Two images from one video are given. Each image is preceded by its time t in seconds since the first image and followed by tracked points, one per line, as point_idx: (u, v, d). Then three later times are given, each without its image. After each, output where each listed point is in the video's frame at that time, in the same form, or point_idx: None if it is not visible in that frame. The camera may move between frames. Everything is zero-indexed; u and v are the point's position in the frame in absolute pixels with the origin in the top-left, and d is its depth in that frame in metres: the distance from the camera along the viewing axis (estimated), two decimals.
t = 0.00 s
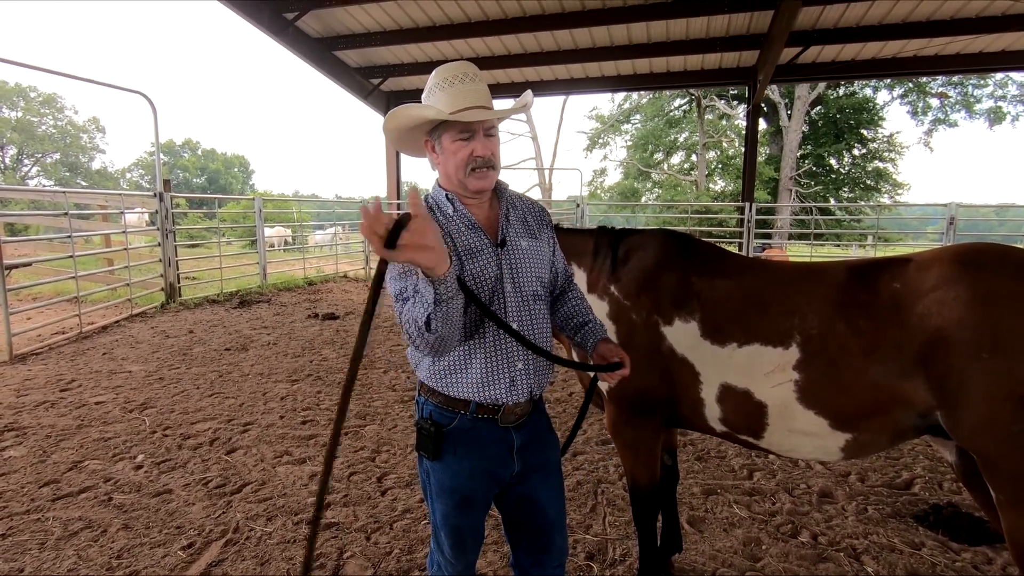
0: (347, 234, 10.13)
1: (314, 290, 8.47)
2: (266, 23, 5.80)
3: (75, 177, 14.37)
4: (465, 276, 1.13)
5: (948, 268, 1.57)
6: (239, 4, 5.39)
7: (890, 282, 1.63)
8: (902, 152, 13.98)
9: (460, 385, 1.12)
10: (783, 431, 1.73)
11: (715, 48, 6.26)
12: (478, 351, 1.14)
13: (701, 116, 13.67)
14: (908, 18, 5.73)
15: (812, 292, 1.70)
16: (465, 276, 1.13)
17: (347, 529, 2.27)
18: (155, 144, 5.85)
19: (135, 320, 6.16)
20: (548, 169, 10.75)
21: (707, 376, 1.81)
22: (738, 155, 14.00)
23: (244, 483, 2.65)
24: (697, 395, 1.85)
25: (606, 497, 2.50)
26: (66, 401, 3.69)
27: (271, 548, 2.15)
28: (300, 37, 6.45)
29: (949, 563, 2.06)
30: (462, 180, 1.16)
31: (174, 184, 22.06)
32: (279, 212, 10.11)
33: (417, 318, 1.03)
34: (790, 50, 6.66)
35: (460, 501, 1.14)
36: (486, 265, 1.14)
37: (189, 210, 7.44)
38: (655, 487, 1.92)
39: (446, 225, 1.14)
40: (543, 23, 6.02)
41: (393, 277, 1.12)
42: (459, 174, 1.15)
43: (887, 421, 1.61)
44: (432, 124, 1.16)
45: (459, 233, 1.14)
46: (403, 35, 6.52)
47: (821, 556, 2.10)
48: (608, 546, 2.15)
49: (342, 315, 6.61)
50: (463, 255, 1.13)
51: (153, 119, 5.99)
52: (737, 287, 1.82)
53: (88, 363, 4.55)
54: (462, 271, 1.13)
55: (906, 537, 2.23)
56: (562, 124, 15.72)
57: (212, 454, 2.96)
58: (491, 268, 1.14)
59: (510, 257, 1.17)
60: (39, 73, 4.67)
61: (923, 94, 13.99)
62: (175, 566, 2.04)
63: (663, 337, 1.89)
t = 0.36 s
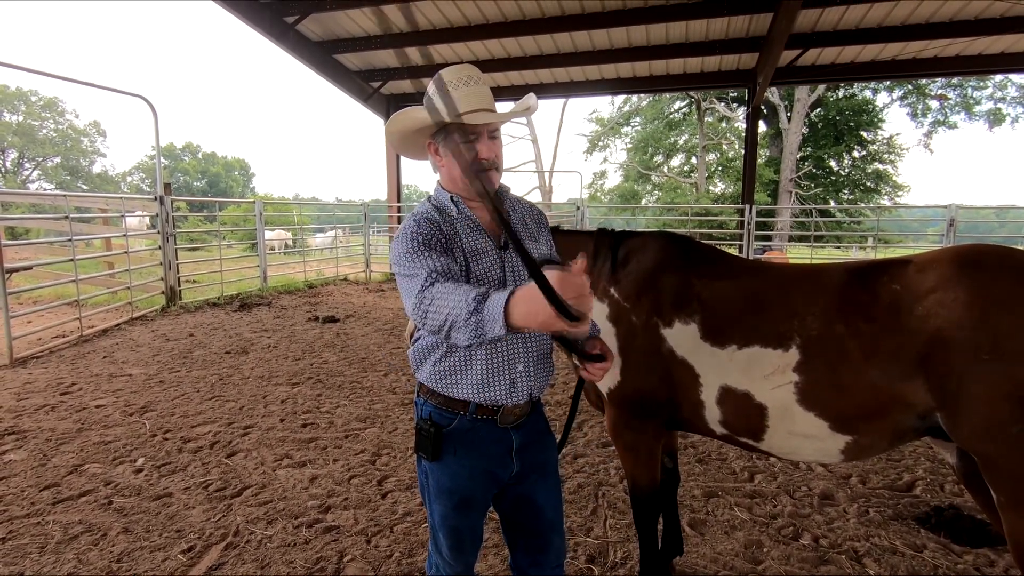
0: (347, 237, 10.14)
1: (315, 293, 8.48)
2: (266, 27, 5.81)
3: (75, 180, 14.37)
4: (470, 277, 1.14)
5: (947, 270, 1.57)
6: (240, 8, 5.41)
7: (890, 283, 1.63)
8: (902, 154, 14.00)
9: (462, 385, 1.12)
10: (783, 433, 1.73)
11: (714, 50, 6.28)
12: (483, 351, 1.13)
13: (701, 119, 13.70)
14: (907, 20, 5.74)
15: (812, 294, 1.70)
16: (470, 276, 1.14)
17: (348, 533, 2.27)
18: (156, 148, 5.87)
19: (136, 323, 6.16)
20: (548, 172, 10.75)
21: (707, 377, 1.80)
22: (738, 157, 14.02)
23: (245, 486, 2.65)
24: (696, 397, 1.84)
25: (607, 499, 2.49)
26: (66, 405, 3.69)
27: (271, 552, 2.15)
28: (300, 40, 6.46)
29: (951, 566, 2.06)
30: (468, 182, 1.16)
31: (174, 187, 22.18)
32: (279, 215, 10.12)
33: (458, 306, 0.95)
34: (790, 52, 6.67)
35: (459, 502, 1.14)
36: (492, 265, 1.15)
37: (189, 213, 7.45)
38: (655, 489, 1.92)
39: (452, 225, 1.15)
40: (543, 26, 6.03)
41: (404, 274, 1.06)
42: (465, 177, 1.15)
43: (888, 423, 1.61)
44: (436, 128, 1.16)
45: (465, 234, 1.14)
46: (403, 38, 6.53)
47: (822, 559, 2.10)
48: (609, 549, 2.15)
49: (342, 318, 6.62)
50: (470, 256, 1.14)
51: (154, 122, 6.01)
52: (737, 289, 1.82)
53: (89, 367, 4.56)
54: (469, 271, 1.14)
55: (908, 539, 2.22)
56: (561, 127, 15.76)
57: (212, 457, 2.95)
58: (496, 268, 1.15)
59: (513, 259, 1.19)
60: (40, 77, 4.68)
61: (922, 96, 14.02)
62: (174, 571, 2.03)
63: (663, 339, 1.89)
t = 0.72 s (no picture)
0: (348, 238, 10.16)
1: (316, 295, 8.48)
2: (267, 29, 5.83)
3: (76, 182, 15.00)
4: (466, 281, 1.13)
5: (948, 270, 1.58)
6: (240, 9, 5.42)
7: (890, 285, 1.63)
8: (902, 155, 14.01)
9: (460, 387, 1.12)
10: (784, 434, 1.72)
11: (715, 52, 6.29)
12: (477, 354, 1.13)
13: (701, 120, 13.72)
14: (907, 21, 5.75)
15: (811, 295, 1.71)
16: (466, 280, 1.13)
17: (349, 534, 2.27)
18: (157, 150, 5.88)
19: (137, 325, 6.17)
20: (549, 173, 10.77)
21: (707, 379, 1.80)
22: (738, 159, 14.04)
23: (245, 488, 2.64)
24: (696, 398, 1.84)
25: (608, 501, 2.49)
26: (68, 406, 3.69)
27: (272, 553, 2.15)
28: (300, 42, 6.47)
29: (954, 568, 2.05)
30: (464, 184, 1.15)
31: (176, 189, 22.25)
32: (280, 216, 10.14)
33: (408, 337, 1.01)
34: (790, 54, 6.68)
35: (460, 504, 1.13)
36: (486, 269, 1.14)
37: (190, 214, 7.46)
38: (656, 491, 1.92)
39: (445, 230, 1.14)
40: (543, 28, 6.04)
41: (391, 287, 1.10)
42: (461, 178, 1.15)
43: (888, 424, 1.61)
44: (432, 130, 1.16)
45: (459, 239, 1.14)
46: (403, 40, 6.54)
47: (824, 560, 2.10)
48: (610, 551, 2.14)
49: (343, 319, 6.62)
50: (463, 260, 1.13)
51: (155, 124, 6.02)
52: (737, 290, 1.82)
53: (90, 368, 4.56)
54: (463, 275, 1.13)
55: (909, 541, 2.22)
56: (562, 128, 15.79)
57: (213, 459, 2.95)
58: (491, 272, 1.14)
59: (509, 261, 1.17)
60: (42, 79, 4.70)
61: (922, 97, 14.04)
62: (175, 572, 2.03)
63: (663, 340, 1.89)
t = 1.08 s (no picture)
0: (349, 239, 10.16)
1: (317, 295, 8.48)
2: (268, 30, 5.83)
3: (78, 182, 15.05)
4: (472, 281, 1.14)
5: (949, 272, 1.57)
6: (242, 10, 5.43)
7: (891, 286, 1.62)
8: (903, 156, 13.99)
9: (466, 391, 1.12)
10: (786, 436, 1.72)
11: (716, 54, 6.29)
12: (485, 355, 1.13)
13: (703, 121, 13.74)
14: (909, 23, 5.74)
15: (813, 297, 1.70)
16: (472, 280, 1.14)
17: (350, 535, 2.27)
18: (158, 150, 5.88)
19: (138, 325, 6.17)
20: (550, 174, 10.76)
21: (709, 381, 1.80)
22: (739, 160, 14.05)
23: (246, 489, 2.64)
24: (698, 400, 1.84)
25: (609, 503, 2.49)
26: (69, 407, 3.69)
27: (272, 555, 2.14)
28: (302, 43, 6.48)
29: (955, 570, 2.05)
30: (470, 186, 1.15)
31: (177, 190, 22.31)
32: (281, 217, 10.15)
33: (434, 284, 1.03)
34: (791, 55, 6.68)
35: (466, 508, 1.13)
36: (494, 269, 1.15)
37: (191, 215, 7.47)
38: (658, 493, 1.92)
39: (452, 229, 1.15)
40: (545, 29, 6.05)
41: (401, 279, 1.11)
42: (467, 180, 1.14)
43: (889, 426, 1.60)
44: (441, 130, 1.16)
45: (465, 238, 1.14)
46: (404, 41, 6.55)
47: (826, 563, 2.09)
48: (612, 553, 2.14)
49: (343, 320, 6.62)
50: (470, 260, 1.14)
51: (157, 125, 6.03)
52: (739, 291, 1.81)
53: (91, 369, 4.56)
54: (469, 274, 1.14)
55: (911, 543, 2.22)
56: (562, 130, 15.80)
57: (213, 460, 2.95)
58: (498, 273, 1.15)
59: (515, 263, 1.18)
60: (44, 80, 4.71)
61: (924, 98, 14.02)
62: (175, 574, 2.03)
63: (666, 342, 1.88)
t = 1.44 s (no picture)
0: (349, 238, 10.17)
1: (317, 294, 8.50)
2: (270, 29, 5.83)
3: (79, 181, 15.11)
4: (478, 282, 1.13)
5: (952, 272, 1.57)
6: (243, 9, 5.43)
7: (893, 286, 1.62)
8: (905, 157, 13.98)
9: (467, 389, 1.12)
10: (788, 436, 1.72)
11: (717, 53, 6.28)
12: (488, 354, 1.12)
13: (704, 121, 13.74)
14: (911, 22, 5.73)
15: (815, 297, 1.70)
16: (477, 281, 1.13)
17: (350, 534, 2.26)
18: (159, 149, 5.89)
19: (139, 324, 6.18)
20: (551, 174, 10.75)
21: (710, 381, 1.79)
22: (740, 160, 14.05)
23: (246, 488, 2.64)
24: (699, 400, 1.83)
25: (610, 502, 2.49)
26: (70, 405, 3.69)
27: (273, 553, 2.14)
28: (303, 43, 6.48)
29: (957, 571, 2.04)
30: (474, 185, 1.15)
31: (177, 189, 22.35)
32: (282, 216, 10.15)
33: (458, 325, 0.93)
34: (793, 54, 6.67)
35: (466, 507, 1.13)
36: (498, 270, 1.15)
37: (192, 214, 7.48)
38: (659, 492, 1.91)
39: (457, 228, 1.14)
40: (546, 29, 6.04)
41: (406, 282, 1.06)
42: (471, 180, 1.15)
43: (891, 426, 1.60)
44: (443, 130, 1.15)
45: (471, 238, 1.14)
46: (405, 40, 6.54)
47: (827, 563, 2.09)
48: (612, 552, 2.14)
49: (344, 319, 6.63)
50: (475, 259, 1.13)
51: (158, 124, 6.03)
52: (740, 292, 1.81)
53: (92, 367, 4.57)
54: (474, 275, 1.13)
55: (913, 544, 2.21)
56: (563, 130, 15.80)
57: (214, 459, 2.94)
58: (502, 274, 1.15)
59: (518, 263, 1.18)
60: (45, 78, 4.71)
61: (925, 98, 13.99)
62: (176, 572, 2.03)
63: (667, 341, 1.87)
